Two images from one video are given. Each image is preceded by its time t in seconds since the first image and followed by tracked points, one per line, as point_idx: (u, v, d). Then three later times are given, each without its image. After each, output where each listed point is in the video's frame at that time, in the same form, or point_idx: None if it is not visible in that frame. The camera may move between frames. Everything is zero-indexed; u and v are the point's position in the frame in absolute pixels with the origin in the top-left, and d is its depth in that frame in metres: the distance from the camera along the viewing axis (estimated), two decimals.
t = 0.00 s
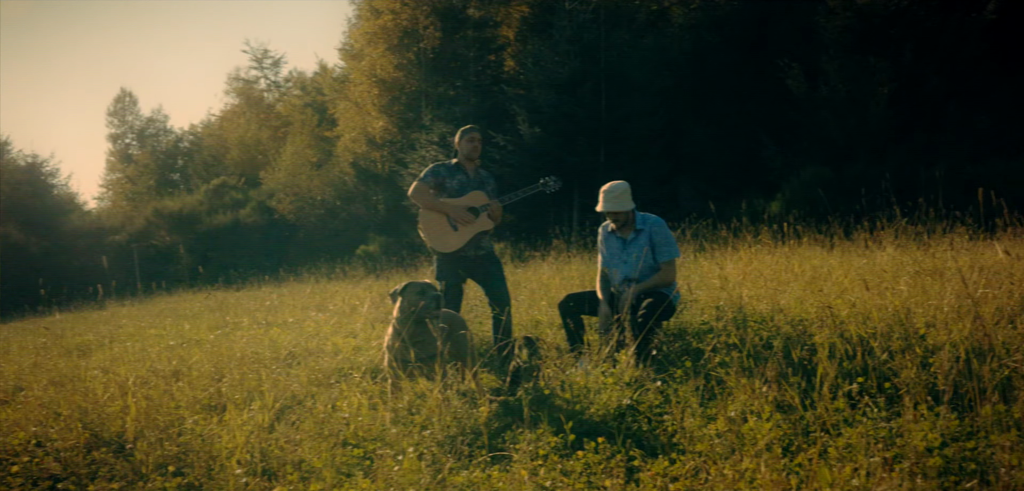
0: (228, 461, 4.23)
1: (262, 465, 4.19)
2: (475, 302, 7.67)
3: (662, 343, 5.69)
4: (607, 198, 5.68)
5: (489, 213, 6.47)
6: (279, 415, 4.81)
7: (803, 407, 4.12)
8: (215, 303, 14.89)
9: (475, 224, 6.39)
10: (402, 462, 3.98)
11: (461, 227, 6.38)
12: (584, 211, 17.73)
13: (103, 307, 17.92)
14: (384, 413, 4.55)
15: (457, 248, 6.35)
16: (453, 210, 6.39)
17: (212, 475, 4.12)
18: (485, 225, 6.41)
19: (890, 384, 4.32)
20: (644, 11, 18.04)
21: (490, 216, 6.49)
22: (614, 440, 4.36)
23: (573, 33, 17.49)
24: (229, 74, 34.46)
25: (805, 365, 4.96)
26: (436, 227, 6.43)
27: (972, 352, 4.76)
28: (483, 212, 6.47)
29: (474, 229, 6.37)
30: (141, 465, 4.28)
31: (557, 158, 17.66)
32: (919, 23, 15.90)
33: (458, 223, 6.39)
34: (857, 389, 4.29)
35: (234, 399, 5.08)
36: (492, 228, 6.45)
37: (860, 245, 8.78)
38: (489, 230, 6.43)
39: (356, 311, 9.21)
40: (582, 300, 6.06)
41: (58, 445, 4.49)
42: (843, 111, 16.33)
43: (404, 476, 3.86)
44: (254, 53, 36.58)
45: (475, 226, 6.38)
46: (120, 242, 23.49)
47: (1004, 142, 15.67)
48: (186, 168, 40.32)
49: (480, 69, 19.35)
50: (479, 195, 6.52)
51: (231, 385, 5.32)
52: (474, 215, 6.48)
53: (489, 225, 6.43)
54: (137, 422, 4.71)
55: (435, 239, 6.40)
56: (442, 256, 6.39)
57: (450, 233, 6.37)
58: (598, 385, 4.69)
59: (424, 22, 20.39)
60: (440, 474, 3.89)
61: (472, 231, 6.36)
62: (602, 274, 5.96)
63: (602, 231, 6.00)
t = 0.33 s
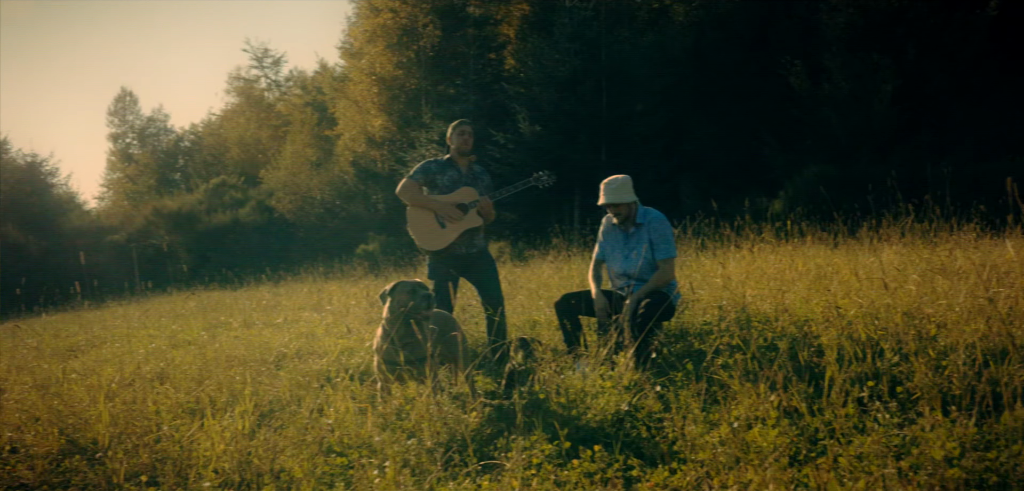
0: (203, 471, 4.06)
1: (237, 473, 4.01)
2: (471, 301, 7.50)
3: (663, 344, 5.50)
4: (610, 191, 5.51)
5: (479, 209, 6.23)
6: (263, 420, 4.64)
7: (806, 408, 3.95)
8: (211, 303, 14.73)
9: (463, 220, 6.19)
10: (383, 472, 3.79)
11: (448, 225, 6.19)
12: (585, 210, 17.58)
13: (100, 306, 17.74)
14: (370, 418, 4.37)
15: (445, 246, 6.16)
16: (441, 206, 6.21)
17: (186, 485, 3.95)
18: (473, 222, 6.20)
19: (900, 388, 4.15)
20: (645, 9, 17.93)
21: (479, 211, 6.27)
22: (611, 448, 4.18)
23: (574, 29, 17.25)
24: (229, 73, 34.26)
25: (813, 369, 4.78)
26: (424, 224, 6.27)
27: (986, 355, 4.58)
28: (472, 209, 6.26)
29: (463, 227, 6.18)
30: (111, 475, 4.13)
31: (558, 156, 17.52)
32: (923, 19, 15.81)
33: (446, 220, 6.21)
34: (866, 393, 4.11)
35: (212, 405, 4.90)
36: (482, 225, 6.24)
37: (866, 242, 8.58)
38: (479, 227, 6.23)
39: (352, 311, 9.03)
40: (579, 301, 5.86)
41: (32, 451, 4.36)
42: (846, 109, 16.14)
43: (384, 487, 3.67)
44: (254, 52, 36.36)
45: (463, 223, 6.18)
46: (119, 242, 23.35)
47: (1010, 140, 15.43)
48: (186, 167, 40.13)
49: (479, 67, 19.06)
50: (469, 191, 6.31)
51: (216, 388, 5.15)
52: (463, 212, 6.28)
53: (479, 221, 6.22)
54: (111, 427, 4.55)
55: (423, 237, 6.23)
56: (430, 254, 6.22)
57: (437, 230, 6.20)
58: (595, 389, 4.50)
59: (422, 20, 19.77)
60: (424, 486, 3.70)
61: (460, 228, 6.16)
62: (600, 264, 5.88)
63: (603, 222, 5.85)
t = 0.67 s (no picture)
0: (176, 483, 3.88)
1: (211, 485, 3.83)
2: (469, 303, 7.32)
3: (666, 346, 5.31)
4: (606, 187, 5.38)
5: (471, 206, 6.04)
6: (247, 427, 4.46)
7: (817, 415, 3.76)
8: (211, 304, 14.55)
9: (455, 218, 5.98)
10: (365, 485, 3.60)
11: (440, 223, 5.99)
12: (588, 210, 17.40)
13: (99, 307, 17.56)
14: (358, 424, 4.19)
15: (437, 245, 5.96)
16: (432, 205, 6.02)
17: None
18: (465, 220, 5.99)
19: (915, 394, 3.97)
20: (650, 8, 17.67)
21: (471, 209, 6.06)
22: (610, 456, 3.99)
23: (578, 29, 17.22)
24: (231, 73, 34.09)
25: (822, 373, 4.58)
26: (415, 223, 6.07)
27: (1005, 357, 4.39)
28: (464, 206, 6.05)
29: (455, 225, 5.96)
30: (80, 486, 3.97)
31: (562, 156, 17.32)
32: (929, 19, 15.70)
33: (437, 218, 6.00)
34: (879, 400, 3.92)
35: (190, 410, 4.71)
36: (474, 223, 6.03)
37: (874, 243, 8.36)
38: (471, 225, 6.01)
39: (350, 312, 8.85)
40: (577, 302, 5.64)
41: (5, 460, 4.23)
42: (852, 108, 15.94)
43: None
44: (257, 52, 36.19)
45: (455, 221, 5.97)
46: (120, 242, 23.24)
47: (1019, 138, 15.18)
48: (189, 168, 40.01)
49: (482, 67, 18.86)
50: (461, 187, 6.09)
51: (200, 393, 4.96)
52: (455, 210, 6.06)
53: (471, 220, 6.01)
54: (82, 433, 4.41)
55: (414, 236, 6.04)
56: (421, 254, 6.03)
57: (428, 230, 6.00)
58: (595, 394, 4.30)
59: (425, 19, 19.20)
60: None
61: (451, 227, 5.95)
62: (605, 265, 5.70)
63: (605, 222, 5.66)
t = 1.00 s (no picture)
0: None
1: None
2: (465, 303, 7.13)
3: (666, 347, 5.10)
4: (600, 189, 5.11)
5: (459, 204, 5.85)
6: (225, 434, 4.29)
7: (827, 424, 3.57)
8: (207, 303, 14.38)
9: (442, 216, 5.79)
10: None
11: (427, 221, 5.81)
12: (589, 208, 17.21)
13: (96, 306, 17.40)
14: (341, 431, 4.02)
15: (424, 243, 5.78)
16: (418, 202, 5.84)
17: None
18: (453, 218, 5.79)
19: (932, 402, 3.77)
20: (650, 5, 17.57)
21: (460, 206, 5.87)
22: (606, 467, 3.80)
23: (578, 25, 16.87)
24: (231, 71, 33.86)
25: (832, 378, 4.37)
26: (401, 222, 5.90)
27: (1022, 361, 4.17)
28: (453, 203, 5.87)
29: (443, 223, 5.77)
30: None
31: (562, 154, 17.11)
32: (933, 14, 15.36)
33: (424, 217, 5.83)
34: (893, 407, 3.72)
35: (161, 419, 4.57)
36: (462, 220, 5.82)
37: (880, 242, 8.14)
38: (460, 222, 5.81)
39: (345, 311, 8.66)
40: (574, 304, 5.43)
41: None
42: (855, 104, 15.71)
43: None
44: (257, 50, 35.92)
45: (442, 219, 5.78)
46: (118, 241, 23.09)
47: None
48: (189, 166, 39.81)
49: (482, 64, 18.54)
50: (449, 184, 5.91)
51: (184, 400, 4.81)
52: (442, 208, 5.88)
53: (458, 217, 5.80)
54: (48, 441, 4.35)
55: (400, 235, 5.87)
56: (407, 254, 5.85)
57: (415, 228, 5.83)
58: (592, 399, 4.10)
59: (424, 16, 18.78)
60: None
61: (439, 225, 5.76)
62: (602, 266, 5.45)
63: (601, 222, 5.42)
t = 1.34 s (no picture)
0: None
1: None
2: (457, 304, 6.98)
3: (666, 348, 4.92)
4: (601, 179, 4.92)
5: (445, 200, 5.78)
6: (197, 443, 4.17)
7: (835, 433, 3.37)
8: (200, 303, 14.19)
9: (428, 215, 5.72)
10: None
11: (412, 219, 5.72)
12: (587, 208, 17.01)
13: (88, 306, 17.18)
14: (319, 438, 3.86)
15: (411, 242, 5.68)
16: (403, 200, 5.75)
17: None
18: (439, 216, 5.73)
19: (948, 408, 3.58)
20: (650, 4, 17.29)
21: (446, 204, 5.80)
22: (599, 479, 3.62)
23: (575, 23, 16.62)
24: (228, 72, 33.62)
25: (839, 381, 4.18)
26: (387, 221, 5.80)
27: None
28: (439, 200, 5.79)
29: (429, 221, 5.70)
30: None
31: (560, 152, 16.90)
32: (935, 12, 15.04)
33: (409, 215, 5.74)
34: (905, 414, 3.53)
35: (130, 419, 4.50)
36: (449, 217, 5.77)
37: (883, 241, 7.95)
38: (446, 221, 5.75)
39: (337, 312, 8.49)
40: (566, 303, 5.22)
41: None
42: (856, 103, 15.51)
43: None
44: (254, 50, 35.65)
45: (428, 217, 5.71)
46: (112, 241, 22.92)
47: None
48: (187, 166, 39.56)
49: (479, 63, 18.21)
50: (434, 180, 5.81)
51: (158, 402, 4.71)
52: (428, 205, 5.79)
53: (445, 214, 5.74)
54: (16, 448, 4.34)
55: (386, 235, 5.77)
56: (393, 254, 5.74)
57: (400, 227, 5.73)
58: (586, 404, 3.91)
59: (421, 14, 18.65)
60: None
61: (426, 223, 5.69)
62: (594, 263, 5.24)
63: (597, 216, 5.23)
